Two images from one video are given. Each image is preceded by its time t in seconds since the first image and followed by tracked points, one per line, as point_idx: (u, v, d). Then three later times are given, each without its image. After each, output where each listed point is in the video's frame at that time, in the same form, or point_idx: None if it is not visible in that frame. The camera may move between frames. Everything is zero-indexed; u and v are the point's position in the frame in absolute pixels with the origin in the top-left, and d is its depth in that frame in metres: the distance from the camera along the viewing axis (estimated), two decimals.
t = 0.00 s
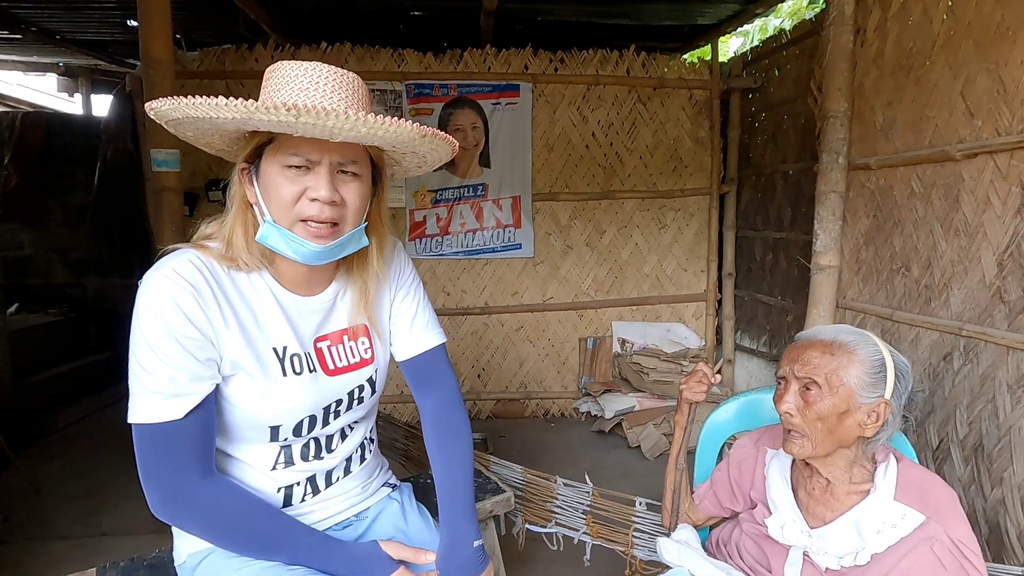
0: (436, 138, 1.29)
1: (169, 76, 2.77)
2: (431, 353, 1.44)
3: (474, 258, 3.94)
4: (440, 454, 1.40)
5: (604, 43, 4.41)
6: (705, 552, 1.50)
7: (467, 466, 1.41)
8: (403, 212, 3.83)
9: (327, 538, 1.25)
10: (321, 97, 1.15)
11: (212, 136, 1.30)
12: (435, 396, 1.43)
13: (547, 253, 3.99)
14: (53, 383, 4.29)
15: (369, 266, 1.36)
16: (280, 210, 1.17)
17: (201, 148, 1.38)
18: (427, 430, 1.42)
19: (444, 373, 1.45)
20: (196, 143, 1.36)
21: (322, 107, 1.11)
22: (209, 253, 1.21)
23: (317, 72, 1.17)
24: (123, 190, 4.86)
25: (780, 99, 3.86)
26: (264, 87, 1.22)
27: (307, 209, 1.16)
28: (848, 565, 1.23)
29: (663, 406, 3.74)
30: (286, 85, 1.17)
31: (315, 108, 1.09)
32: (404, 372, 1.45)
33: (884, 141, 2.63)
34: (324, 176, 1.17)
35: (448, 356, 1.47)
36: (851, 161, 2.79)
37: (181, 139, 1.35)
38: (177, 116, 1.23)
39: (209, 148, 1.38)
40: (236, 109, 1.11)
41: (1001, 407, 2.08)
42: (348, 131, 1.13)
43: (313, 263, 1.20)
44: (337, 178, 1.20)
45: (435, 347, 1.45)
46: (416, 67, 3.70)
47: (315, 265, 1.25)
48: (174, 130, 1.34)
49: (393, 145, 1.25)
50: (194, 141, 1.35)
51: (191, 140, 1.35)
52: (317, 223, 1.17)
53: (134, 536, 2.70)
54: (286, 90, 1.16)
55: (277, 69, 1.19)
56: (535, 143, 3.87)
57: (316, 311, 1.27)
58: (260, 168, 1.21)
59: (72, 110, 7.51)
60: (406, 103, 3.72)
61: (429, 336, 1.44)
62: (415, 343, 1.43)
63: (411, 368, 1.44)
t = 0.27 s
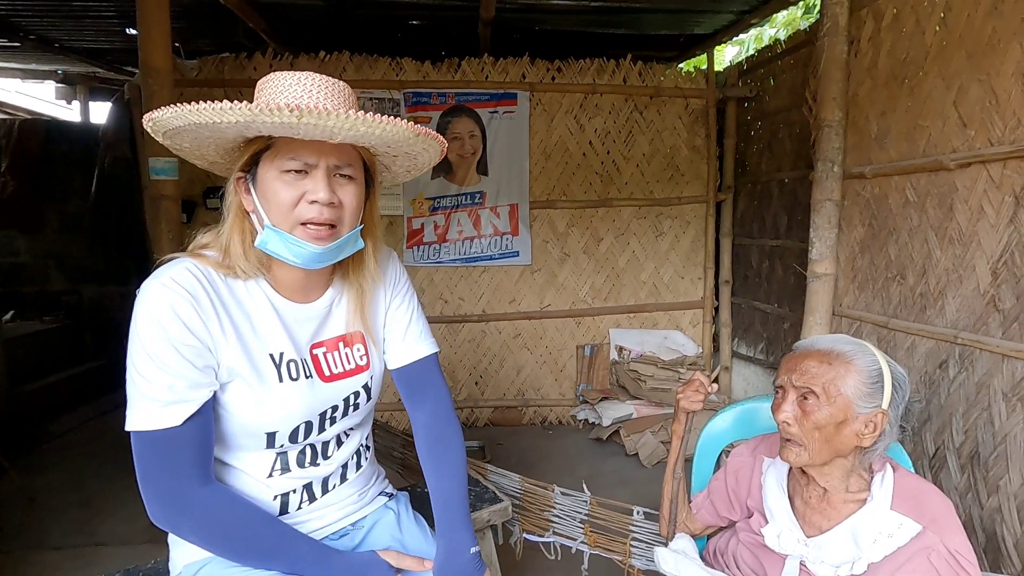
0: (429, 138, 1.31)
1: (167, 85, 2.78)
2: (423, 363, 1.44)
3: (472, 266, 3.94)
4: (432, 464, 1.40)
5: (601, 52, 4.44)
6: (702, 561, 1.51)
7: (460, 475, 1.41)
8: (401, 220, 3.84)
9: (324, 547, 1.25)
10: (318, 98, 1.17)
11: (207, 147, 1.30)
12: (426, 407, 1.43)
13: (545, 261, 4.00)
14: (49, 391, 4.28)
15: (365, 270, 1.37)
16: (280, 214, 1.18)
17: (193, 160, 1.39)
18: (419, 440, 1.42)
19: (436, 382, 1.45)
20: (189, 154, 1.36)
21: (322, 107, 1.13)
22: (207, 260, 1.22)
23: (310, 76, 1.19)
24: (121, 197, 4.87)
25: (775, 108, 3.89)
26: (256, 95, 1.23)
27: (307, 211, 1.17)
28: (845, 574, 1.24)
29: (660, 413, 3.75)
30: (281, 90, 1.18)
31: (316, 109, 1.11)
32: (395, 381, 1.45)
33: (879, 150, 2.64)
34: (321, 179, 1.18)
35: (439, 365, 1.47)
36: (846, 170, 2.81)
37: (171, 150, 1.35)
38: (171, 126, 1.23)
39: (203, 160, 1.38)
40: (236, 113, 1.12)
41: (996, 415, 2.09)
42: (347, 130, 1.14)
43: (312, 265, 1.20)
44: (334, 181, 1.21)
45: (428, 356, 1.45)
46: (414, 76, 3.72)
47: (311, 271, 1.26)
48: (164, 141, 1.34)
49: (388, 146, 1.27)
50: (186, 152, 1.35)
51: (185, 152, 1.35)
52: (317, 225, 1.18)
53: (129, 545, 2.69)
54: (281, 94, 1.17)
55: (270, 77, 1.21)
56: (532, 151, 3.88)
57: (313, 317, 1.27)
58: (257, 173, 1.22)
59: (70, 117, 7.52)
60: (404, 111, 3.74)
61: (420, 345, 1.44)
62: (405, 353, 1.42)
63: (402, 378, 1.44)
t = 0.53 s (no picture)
0: (417, 122, 1.32)
1: (166, 87, 2.78)
2: (425, 364, 1.45)
3: (470, 268, 3.95)
4: (436, 465, 1.41)
5: (599, 55, 4.46)
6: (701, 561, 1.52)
7: (463, 476, 1.42)
8: (400, 222, 3.85)
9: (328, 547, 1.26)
10: (299, 95, 1.17)
11: (200, 164, 1.31)
12: (430, 408, 1.44)
13: (544, 263, 4.02)
14: (47, 393, 4.27)
15: (367, 263, 1.39)
16: (281, 219, 1.19)
17: (187, 179, 1.40)
18: (419, 441, 1.43)
19: (438, 384, 1.46)
20: (182, 174, 1.37)
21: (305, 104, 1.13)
22: (211, 263, 1.23)
23: (285, 76, 1.19)
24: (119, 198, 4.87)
25: (773, 111, 3.91)
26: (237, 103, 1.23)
27: (307, 212, 1.18)
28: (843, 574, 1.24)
29: (659, 415, 3.76)
30: (259, 92, 1.17)
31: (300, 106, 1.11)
32: (398, 382, 1.46)
33: (876, 152, 2.66)
34: (317, 178, 1.19)
35: (441, 368, 1.48)
36: (843, 172, 2.83)
37: (162, 170, 1.36)
38: (159, 146, 1.24)
39: (196, 178, 1.39)
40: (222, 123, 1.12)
41: (992, 416, 2.10)
42: (334, 123, 1.15)
43: (320, 264, 1.22)
44: (329, 179, 1.21)
45: (429, 358, 1.46)
46: (413, 78, 3.73)
47: (312, 272, 1.27)
48: (154, 162, 1.35)
49: (375, 135, 1.27)
50: (178, 171, 1.36)
51: (178, 172, 1.36)
52: (318, 224, 1.19)
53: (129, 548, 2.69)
54: (259, 96, 1.16)
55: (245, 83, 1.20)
56: (531, 153, 3.89)
57: (318, 317, 1.28)
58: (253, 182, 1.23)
59: (67, 118, 7.52)
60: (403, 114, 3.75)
61: (423, 348, 1.45)
62: (409, 354, 1.43)
63: (404, 380, 1.45)
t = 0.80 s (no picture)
0: (420, 101, 1.32)
1: (162, 70, 2.76)
2: (427, 345, 1.46)
3: (468, 254, 3.95)
4: (439, 445, 1.42)
5: (598, 40, 4.43)
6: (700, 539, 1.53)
7: (465, 456, 1.43)
8: (398, 208, 3.84)
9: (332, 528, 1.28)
10: (307, 74, 1.17)
11: (198, 141, 1.30)
12: (432, 389, 1.44)
13: (542, 250, 4.02)
14: (45, 380, 4.27)
15: (367, 243, 1.39)
16: (286, 198, 1.18)
17: (183, 156, 1.39)
18: (423, 423, 1.44)
19: (440, 365, 1.46)
20: (179, 150, 1.36)
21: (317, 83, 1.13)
22: (210, 244, 1.22)
23: (290, 54, 1.18)
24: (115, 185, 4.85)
25: (772, 97, 3.90)
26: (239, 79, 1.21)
27: (313, 191, 1.18)
28: (840, 549, 1.26)
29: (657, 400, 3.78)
30: (265, 68, 1.16)
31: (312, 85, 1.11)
32: (399, 363, 1.46)
33: (874, 137, 2.66)
34: (322, 158, 1.19)
35: (443, 348, 1.49)
36: (841, 157, 2.83)
37: (158, 146, 1.34)
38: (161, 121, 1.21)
39: (194, 155, 1.38)
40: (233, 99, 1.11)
41: (987, 398, 2.12)
42: (345, 102, 1.15)
43: (324, 245, 1.22)
44: (334, 159, 1.21)
45: (430, 339, 1.46)
46: (411, 63, 3.71)
47: (314, 253, 1.27)
48: (149, 138, 1.33)
49: (383, 115, 1.28)
50: (174, 147, 1.34)
51: (174, 148, 1.34)
52: (324, 204, 1.19)
53: (129, 532, 2.70)
54: (266, 72, 1.15)
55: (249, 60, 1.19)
56: (530, 139, 3.88)
57: (319, 298, 1.28)
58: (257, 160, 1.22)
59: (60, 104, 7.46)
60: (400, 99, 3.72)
61: (424, 328, 1.46)
62: (411, 335, 1.44)
63: (406, 361, 1.45)
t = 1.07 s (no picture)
0: (418, 91, 1.31)
1: (157, 59, 2.75)
2: (427, 337, 1.46)
3: (466, 245, 3.96)
4: (439, 436, 1.43)
5: (595, 30, 4.42)
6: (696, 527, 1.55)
7: (466, 447, 1.44)
8: (395, 199, 3.84)
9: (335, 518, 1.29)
10: (302, 66, 1.16)
11: (194, 133, 1.30)
12: (433, 381, 1.45)
13: (539, 241, 4.02)
14: (41, 372, 4.27)
15: (366, 236, 1.39)
16: (283, 191, 1.18)
17: (179, 149, 1.38)
18: (424, 415, 1.45)
19: (440, 358, 1.47)
20: (173, 142, 1.35)
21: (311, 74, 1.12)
22: (209, 237, 1.23)
23: (284, 46, 1.17)
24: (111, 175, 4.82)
25: (770, 88, 3.90)
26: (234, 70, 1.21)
27: (309, 184, 1.18)
28: (834, 536, 1.28)
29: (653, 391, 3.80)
30: (260, 60, 1.15)
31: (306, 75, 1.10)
32: (399, 355, 1.47)
33: (872, 128, 2.66)
34: (319, 151, 1.19)
35: (444, 340, 1.49)
36: (838, 149, 2.83)
37: (154, 139, 1.34)
38: (155, 113, 1.21)
39: (188, 147, 1.37)
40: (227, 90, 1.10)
41: (980, 388, 2.14)
42: (341, 94, 1.15)
43: (322, 238, 1.22)
44: (331, 151, 1.21)
45: (431, 330, 1.47)
46: (407, 53, 3.69)
47: (313, 246, 1.27)
48: (144, 130, 1.32)
49: (380, 105, 1.28)
50: (170, 140, 1.34)
51: (169, 140, 1.34)
52: (321, 197, 1.19)
53: (128, 522, 2.72)
54: (261, 64, 1.15)
55: (242, 50, 1.19)
56: (527, 130, 3.88)
57: (318, 292, 1.29)
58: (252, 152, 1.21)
59: (53, 95, 7.41)
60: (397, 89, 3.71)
61: (424, 320, 1.46)
62: (411, 327, 1.45)
63: (406, 352, 1.46)
